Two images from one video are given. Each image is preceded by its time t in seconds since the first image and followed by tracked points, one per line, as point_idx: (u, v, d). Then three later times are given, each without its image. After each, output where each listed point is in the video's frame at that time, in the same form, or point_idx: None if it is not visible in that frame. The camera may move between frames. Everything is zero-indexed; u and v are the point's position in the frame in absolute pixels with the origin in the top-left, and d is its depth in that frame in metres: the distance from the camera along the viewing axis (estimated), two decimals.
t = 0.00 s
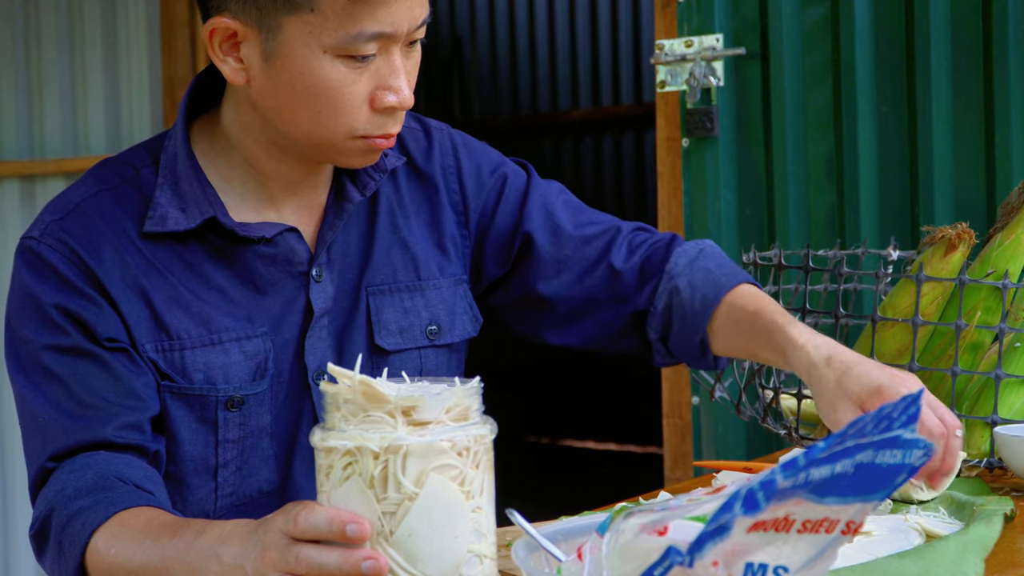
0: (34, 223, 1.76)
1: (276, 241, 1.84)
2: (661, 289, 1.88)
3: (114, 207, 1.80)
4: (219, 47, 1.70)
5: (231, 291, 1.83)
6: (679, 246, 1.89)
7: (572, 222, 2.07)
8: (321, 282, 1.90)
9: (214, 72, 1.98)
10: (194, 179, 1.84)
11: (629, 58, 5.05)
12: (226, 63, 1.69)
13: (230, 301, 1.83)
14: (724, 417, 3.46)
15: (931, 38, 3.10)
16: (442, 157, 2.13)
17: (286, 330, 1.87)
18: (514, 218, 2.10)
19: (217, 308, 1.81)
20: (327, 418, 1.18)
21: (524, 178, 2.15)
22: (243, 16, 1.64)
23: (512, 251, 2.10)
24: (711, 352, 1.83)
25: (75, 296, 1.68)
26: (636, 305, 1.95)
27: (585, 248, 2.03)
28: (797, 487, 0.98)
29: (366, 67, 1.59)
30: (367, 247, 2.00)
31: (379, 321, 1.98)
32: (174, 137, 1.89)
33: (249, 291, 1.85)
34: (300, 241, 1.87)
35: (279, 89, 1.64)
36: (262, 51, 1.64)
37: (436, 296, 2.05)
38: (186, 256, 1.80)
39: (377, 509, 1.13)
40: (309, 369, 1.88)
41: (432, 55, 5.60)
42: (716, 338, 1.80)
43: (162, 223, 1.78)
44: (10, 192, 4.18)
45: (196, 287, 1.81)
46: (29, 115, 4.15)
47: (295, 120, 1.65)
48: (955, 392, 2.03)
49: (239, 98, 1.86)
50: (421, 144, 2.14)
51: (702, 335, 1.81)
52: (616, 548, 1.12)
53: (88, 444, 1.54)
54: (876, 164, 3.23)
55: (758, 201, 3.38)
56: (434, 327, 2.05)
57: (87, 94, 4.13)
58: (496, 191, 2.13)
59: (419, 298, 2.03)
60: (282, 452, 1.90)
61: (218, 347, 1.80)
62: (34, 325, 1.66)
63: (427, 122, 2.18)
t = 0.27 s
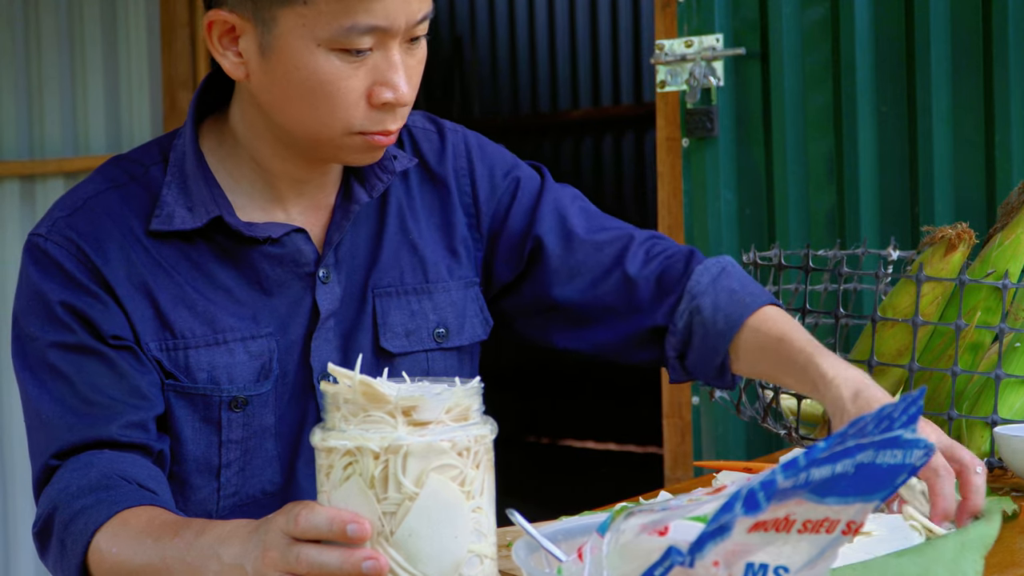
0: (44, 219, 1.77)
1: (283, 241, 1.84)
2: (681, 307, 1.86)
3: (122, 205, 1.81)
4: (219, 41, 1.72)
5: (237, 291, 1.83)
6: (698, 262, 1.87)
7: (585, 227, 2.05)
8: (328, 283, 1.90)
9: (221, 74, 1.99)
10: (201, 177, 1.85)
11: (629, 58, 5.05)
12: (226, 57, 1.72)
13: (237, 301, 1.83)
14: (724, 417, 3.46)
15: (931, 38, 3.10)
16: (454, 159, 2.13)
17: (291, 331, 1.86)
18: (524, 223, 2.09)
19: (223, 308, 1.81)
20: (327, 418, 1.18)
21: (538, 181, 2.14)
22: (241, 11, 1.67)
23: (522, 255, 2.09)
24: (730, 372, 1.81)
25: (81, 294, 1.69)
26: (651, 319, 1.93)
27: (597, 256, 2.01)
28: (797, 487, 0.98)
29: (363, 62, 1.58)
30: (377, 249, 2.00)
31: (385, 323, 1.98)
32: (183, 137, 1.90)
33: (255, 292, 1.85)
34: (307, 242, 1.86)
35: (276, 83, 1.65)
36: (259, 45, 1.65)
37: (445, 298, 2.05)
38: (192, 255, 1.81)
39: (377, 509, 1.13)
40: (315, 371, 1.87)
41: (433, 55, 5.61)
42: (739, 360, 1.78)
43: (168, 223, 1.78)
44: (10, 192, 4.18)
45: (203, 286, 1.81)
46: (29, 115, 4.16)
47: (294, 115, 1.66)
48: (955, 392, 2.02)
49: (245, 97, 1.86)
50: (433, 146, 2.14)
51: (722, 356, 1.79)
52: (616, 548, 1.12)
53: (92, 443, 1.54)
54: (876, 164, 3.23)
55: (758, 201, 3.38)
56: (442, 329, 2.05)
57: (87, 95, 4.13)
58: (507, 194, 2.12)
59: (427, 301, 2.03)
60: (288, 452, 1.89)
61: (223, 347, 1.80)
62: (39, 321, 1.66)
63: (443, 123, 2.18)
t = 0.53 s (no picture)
0: (42, 219, 1.77)
1: (281, 242, 1.84)
2: (678, 305, 1.88)
3: (120, 205, 1.81)
4: (206, 33, 1.75)
5: (235, 291, 1.83)
6: (693, 267, 1.90)
7: (587, 237, 2.07)
8: (327, 284, 1.90)
9: (220, 76, 2.00)
10: (200, 178, 1.85)
11: (629, 58, 5.05)
12: (211, 50, 1.75)
13: (235, 301, 1.83)
14: (724, 416, 3.45)
15: (931, 39, 3.10)
16: (456, 162, 2.13)
17: (289, 332, 1.86)
18: (527, 227, 2.09)
19: (220, 308, 1.82)
20: (327, 418, 1.18)
21: (540, 185, 2.14)
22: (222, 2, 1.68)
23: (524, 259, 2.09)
24: (724, 371, 1.83)
25: (80, 294, 1.69)
26: (648, 319, 1.95)
27: (599, 262, 2.03)
28: (797, 487, 0.98)
29: (337, 56, 1.57)
30: (377, 252, 2.00)
31: (386, 327, 1.97)
32: (182, 137, 1.90)
33: (253, 292, 1.85)
34: (305, 243, 1.87)
35: (254, 76, 1.66)
36: (238, 37, 1.66)
37: (445, 301, 2.04)
38: (190, 255, 1.81)
39: (378, 509, 1.13)
40: (314, 371, 1.87)
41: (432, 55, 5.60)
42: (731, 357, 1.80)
43: (168, 222, 1.79)
44: (10, 192, 4.19)
45: (201, 286, 1.81)
46: (29, 115, 4.16)
47: (272, 108, 1.66)
48: (955, 392, 2.02)
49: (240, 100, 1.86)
50: (435, 148, 2.14)
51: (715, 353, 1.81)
52: (617, 548, 1.12)
53: (91, 442, 1.54)
54: (876, 163, 3.23)
55: (758, 201, 3.38)
56: (442, 332, 2.04)
57: (87, 95, 4.13)
58: (509, 198, 2.12)
59: (427, 303, 2.03)
60: (286, 453, 1.89)
61: (220, 347, 1.80)
62: (38, 321, 1.66)
63: (444, 125, 2.18)
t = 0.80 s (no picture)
0: (38, 223, 1.78)
1: (278, 240, 1.84)
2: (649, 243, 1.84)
3: (116, 207, 1.81)
4: (181, 28, 1.77)
5: (233, 291, 1.83)
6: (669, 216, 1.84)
7: (580, 208, 2.05)
8: (324, 281, 1.89)
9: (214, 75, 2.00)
10: (195, 180, 1.84)
11: (629, 58, 5.05)
12: (186, 44, 1.77)
13: (233, 300, 1.83)
14: (723, 416, 3.46)
15: (931, 39, 3.10)
16: (451, 150, 2.13)
17: (288, 330, 1.86)
18: (520, 205, 2.09)
19: (218, 307, 1.82)
20: (327, 418, 1.18)
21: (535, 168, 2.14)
22: None
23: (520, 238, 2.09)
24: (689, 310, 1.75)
25: (78, 296, 1.70)
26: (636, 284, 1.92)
27: (593, 235, 2.00)
28: (797, 486, 0.98)
29: (286, 47, 1.57)
30: (372, 242, 2.00)
31: (380, 318, 1.97)
32: (176, 137, 1.90)
33: (251, 292, 1.85)
34: (302, 240, 1.87)
35: (212, 69, 1.66)
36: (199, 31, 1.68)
37: (439, 290, 2.04)
38: (187, 255, 1.81)
39: (378, 509, 1.13)
40: (310, 368, 1.87)
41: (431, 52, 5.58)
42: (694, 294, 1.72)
43: (163, 223, 1.79)
44: (10, 192, 4.19)
45: (199, 286, 1.81)
46: (29, 115, 4.17)
47: (228, 101, 1.66)
48: (955, 392, 2.02)
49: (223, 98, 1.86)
50: (430, 137, 2.14)
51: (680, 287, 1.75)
52: (617, 548, 1.12)
53: (91, 444, 1.54)
54: (876, 163, 3.23)
55: (758, 201, 3.38)
56: (438, 321, 2.04)
57: (87, 96, 4.13)
58: (504, 183, 2.12)
59: (421, 293, 2.03)
60: (285, 451, 1.89)
61: (219, 347, 1.81)
62: (36, 325, 1.67)
63: (439, 115, 2.18)
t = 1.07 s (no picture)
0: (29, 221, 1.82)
1: (264, 234, 1.85)
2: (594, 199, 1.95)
3: (105, 204, 1.85)
4: (159, 29, 1.78)
5: (221, 286, 1.85)
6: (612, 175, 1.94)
7: (515, 175, 1.86)
8: (312, 275, 1.89)
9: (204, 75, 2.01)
10: (180, 178, 1.85)
11: (629, 58, 5.04)
12: (165, 44, 1.78)
13: (221, 295, 1.85)
14: (723, 416, 3.46)
15: (931, 40, 3.10)
16: (421, 131, 2.05)
17: (278, 325, 1.87)
18: (470, 176, 1.96)
19: (205, 301, 1.84)
20: (327, 418, 1.18)
21: (500, 136, 1.99)
22: None
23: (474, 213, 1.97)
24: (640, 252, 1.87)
25: (68, 291, 1.73)
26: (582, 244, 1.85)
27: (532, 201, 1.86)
28: (797, 486, 0.98)
29: (253, 45, 1.58)
30: (347, 230, 1.96)
31: (357, 306, 1.91)
32: (165, 137, 1.91)
33: (238, 287, 1.86)
34: (289, 235, 1.88)
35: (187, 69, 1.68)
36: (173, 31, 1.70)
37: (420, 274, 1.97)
38: (174, 250, 1.84)
39: (377, 509, 1.13)
40: (300, 362, 1.86)
41: (432, 55, 5.61)
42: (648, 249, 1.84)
43: (149, 218, 1.81)
44: (10, 191, 4.20)
45: (186, 280, 1.84)
46: (29, 114, 4.17)
47: (203, 100, 1.68)
48: (955, 392, 2.02)
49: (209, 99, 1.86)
50: (406, 119, 2.08)
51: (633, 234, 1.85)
52: (616, 548, 1.12)
53: (87, 431, 1.59)
54: (876, 162, 3.23)
55: (758, 201, 3.39)
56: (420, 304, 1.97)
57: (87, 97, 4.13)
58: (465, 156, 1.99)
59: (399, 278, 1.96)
60: (276, 448, 1.90)
61: (207, 340, 1.83)
62: (30, 319, 1.72)
63: (418, 96, 2.12)
